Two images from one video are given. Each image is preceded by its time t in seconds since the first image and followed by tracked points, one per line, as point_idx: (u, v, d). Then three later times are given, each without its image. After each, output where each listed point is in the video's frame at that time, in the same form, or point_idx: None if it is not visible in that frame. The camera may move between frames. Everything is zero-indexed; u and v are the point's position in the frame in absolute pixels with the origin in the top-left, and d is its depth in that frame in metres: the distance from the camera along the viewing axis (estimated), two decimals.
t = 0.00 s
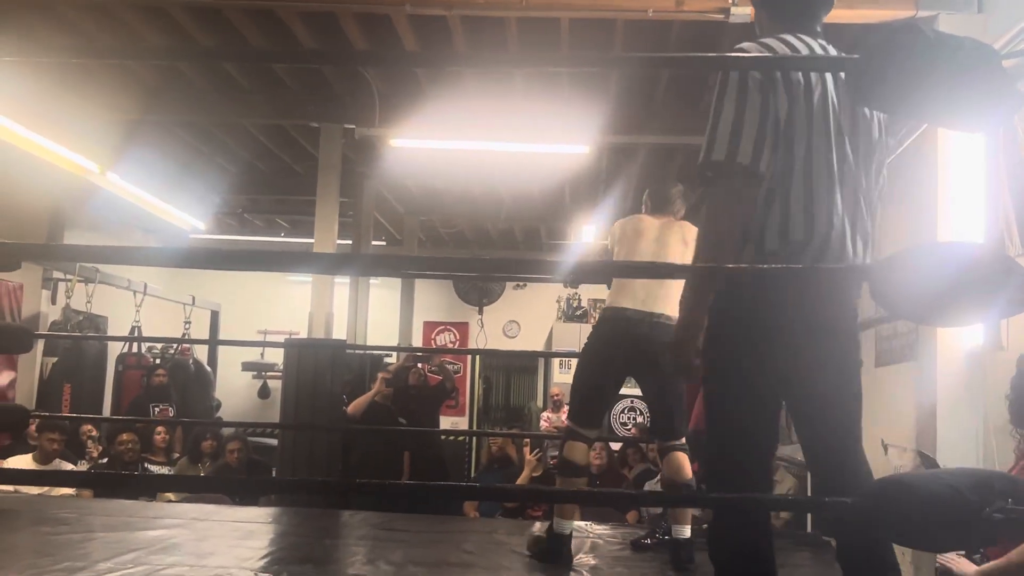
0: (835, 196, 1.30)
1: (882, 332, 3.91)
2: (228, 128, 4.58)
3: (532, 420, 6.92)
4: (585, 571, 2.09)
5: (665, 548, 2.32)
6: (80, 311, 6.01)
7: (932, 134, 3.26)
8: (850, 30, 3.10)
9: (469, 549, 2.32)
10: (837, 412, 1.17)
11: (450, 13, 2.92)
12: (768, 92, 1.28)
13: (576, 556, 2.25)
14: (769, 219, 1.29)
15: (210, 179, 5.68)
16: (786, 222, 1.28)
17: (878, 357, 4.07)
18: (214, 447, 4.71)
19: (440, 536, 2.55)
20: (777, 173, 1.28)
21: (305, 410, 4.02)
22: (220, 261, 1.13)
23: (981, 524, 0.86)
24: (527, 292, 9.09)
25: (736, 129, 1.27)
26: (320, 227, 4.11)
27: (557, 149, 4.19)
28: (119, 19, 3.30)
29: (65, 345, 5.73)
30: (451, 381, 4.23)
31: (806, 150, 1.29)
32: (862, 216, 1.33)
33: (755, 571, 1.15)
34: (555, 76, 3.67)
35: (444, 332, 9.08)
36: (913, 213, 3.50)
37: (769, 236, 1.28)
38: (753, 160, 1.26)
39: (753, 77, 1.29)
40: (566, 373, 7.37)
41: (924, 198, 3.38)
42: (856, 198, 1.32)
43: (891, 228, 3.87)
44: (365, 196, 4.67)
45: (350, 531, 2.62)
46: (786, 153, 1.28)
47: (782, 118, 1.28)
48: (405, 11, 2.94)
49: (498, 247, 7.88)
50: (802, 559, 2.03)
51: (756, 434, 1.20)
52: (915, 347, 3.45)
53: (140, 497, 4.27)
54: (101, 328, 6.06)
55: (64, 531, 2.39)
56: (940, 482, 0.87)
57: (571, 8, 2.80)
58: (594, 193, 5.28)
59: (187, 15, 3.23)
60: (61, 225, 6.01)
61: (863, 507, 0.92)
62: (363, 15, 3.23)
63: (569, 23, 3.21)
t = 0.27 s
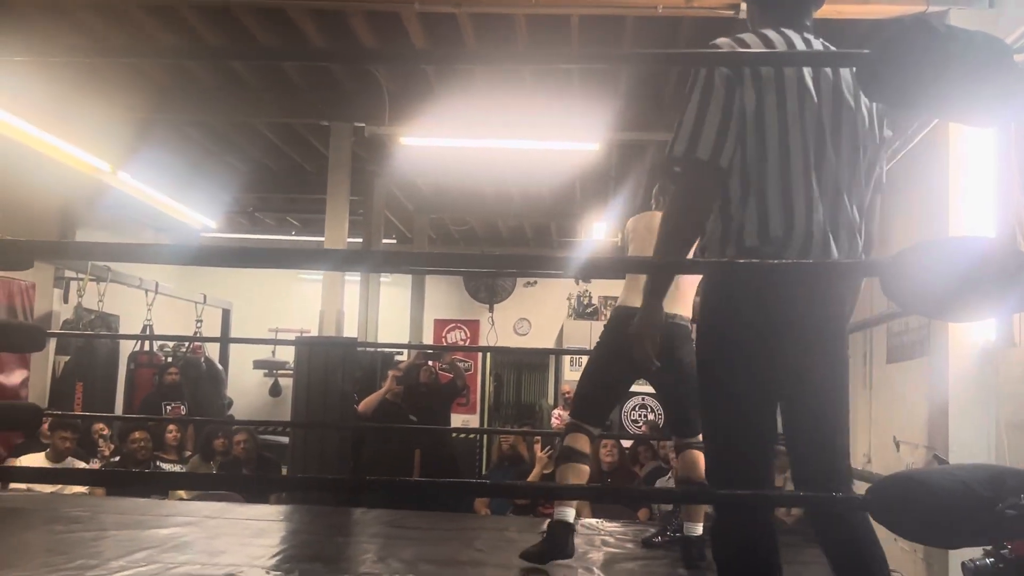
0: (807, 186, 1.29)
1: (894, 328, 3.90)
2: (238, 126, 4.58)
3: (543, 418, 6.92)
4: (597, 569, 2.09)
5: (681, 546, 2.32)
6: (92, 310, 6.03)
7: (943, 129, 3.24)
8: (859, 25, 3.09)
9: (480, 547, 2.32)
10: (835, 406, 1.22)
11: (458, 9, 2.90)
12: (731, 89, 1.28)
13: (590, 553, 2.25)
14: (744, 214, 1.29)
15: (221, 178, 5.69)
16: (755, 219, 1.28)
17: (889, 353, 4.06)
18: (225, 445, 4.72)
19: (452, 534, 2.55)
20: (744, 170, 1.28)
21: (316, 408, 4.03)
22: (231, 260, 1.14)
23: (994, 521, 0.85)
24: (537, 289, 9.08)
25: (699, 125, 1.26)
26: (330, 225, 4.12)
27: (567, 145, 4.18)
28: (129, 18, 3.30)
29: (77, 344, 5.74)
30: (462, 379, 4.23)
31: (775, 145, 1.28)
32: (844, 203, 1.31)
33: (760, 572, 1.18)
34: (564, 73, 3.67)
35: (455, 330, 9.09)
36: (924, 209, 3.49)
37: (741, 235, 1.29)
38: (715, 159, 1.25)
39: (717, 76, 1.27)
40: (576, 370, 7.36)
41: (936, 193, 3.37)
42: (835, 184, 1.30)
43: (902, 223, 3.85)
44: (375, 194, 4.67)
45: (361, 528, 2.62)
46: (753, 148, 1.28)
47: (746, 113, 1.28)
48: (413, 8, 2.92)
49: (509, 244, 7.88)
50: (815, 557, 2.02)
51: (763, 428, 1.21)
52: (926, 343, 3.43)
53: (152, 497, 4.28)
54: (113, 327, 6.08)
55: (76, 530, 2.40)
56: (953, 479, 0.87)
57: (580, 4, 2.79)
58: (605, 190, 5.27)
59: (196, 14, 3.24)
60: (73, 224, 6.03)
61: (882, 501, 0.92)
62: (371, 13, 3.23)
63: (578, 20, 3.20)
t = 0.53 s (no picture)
0: (824, 175, 1.27)
1: (921, 324, 3.87)
2: (262, 126, 4.60)
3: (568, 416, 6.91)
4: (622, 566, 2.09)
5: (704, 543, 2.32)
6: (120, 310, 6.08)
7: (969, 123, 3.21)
8: (884, 18, 3.06)
9: (506, 545, 2.32)
10: (855, 410, 1.20)
11: (479, 7, 2.90)
12: (741, 81, 1.28)
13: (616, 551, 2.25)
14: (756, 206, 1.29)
15: (246, 178, 5.72)
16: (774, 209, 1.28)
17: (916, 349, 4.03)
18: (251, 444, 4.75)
19: (477, 532, 2.55)
20: (759, 162, 1.28)
21: (341, 405, 4.05)
22: (258, 258, 1.14)
23: None
24: (561, 287, 9.07)
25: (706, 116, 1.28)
26: (354, 223, 4.13)
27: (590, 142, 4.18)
28: (152, 19, 3.32)
29: (105, 344, 5.79)
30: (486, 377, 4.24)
31: (790, 132, 1.27)
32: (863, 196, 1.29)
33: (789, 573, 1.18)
34: (586, 69, 3.66)
35: (479, 328, 9.10)
36: (951, 203, 3.46)
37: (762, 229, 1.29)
38: (721, 148, 1.28)
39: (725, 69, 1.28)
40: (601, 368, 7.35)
41: (962, 187, 3.34)
42: (853, 168, 1.28)
43: (929, 218, 3.82)
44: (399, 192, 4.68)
45: (387, 526, 2.63)
46: (767, 139, 1.28)
47: (758, 104, 1.28)
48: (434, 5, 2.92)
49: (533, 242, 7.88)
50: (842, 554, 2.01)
51: (790, 426, 1.21)
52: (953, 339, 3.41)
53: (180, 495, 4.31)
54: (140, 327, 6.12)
55: (105, 528, 2.42)
56: (982, 474, 0.86)
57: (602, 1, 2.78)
58: (629, 186, 5.26)
59: (218, 14, 3.25)
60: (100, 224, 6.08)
61: (910, 500, 0.91)
62: (393, 11, 3.24)
63: (600, 16, 3.19)
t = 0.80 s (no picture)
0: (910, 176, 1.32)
1: (966, 321, 3.83)
2: (303, 129, 4.64)
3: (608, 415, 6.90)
4: (665, 564, 2.09)
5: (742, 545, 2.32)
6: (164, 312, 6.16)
7: (1015, 119, 3.17)
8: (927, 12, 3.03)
9: (546, 543, 2.32)
10: (895, 399, 1.25)
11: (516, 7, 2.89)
12: (843, 84, 1.28)
13: (657, 550, 2.25)
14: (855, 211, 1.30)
15: (286, 181, 5.76)
16: (877, 204, 1.30)
17: (962, 346, 3.97)
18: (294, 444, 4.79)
19: (517, 530, 2.56)
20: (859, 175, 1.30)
21: (382, 406, 4.07)
22: (300, 260, 1.16)
23: None
24: (602, 287, 9.05)
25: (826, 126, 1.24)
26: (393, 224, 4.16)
27: (628, 141, 4.17)
28: (193, 24, 3.36)
29: (150, 346, 5.86)
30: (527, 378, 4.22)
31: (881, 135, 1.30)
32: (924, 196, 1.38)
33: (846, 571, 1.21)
34: (624, 67, 3.65)
35: (519, 328, 9.10)
36: (997, 199, 3.42)
37: (870, 224, 1.30)
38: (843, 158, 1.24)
39: (830, 67, 1.28)
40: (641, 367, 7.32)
41: (1008, 183, 3.30)
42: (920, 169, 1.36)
43: (975, 214, 3.77)
44: (437, 193, 4.69)
45: (428, 525, 2.64)
46: (868, 147, 1.29)
47: (861, 110, 1.28)
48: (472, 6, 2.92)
49: (572, 242, 7.87)
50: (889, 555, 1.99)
51: (847, 431, 1.23)
52: (999, 336, 3.36)
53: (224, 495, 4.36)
54: (184, 329, 6.20)
55: (150, 527, 2.45)
56: None
57: None
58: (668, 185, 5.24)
59: (258, 18, 3.28)
60: (144, 228, 6.16)
61: (958, 497, 0.92)
62: (431, 13, 3.25)
63: (637, 15, 3.18)
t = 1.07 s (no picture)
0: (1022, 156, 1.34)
1: None
2: (351, 134, 4.68)
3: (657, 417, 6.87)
4: (718, 568, 2.07)
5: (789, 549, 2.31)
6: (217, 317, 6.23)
7: None
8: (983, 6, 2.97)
9: (597, 547, 2.32)
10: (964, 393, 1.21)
11: (563, 8, 2.88)
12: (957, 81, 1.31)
13: (708, 554, 2.23)
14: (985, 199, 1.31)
15: (335, 186, 5.81)
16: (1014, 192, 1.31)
17: (1020, 346, 3.90)
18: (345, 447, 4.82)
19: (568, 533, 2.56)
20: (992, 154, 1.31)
21: (432, 409, 4.09)
22: (348, 263, 1.17)
23: None
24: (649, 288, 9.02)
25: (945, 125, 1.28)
26: (441, 227, 4.18)
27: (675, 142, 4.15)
28: (242, 31, 3.39)
29: (203, 351, 5.94)
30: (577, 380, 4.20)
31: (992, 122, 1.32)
32: None
33: None
34: (671, 67, 3.63)
35: (567, 330, 9.10)
36: None
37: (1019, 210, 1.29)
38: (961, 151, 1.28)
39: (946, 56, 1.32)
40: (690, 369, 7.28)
41: None
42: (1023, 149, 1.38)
43: None
44: (484, 196, 4.70)
45: (480, 528, 2.64)
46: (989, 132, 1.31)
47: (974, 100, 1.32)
48: (518, 8, 2.91)
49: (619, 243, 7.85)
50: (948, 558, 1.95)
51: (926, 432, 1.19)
52: None
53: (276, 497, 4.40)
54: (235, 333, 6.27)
55: (205, 530, 2.48)
56: None
57: None
58: (715, 184, 5.21)
59: (306, 24, 3.30)
60: (197, 233, 6.24)
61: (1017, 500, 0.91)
62: (477, 16, 3.26)
63: (685, 12, 3.16)
